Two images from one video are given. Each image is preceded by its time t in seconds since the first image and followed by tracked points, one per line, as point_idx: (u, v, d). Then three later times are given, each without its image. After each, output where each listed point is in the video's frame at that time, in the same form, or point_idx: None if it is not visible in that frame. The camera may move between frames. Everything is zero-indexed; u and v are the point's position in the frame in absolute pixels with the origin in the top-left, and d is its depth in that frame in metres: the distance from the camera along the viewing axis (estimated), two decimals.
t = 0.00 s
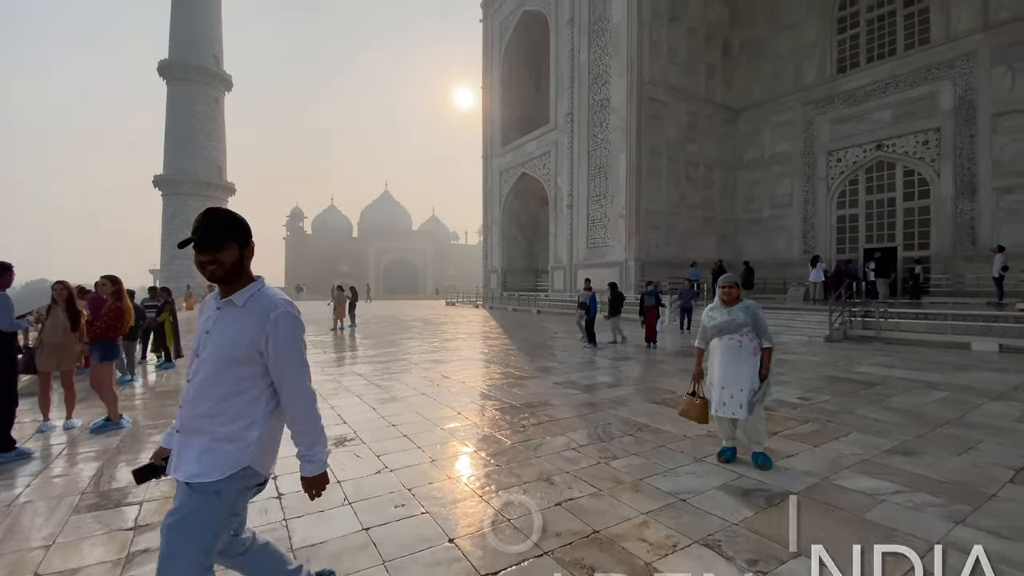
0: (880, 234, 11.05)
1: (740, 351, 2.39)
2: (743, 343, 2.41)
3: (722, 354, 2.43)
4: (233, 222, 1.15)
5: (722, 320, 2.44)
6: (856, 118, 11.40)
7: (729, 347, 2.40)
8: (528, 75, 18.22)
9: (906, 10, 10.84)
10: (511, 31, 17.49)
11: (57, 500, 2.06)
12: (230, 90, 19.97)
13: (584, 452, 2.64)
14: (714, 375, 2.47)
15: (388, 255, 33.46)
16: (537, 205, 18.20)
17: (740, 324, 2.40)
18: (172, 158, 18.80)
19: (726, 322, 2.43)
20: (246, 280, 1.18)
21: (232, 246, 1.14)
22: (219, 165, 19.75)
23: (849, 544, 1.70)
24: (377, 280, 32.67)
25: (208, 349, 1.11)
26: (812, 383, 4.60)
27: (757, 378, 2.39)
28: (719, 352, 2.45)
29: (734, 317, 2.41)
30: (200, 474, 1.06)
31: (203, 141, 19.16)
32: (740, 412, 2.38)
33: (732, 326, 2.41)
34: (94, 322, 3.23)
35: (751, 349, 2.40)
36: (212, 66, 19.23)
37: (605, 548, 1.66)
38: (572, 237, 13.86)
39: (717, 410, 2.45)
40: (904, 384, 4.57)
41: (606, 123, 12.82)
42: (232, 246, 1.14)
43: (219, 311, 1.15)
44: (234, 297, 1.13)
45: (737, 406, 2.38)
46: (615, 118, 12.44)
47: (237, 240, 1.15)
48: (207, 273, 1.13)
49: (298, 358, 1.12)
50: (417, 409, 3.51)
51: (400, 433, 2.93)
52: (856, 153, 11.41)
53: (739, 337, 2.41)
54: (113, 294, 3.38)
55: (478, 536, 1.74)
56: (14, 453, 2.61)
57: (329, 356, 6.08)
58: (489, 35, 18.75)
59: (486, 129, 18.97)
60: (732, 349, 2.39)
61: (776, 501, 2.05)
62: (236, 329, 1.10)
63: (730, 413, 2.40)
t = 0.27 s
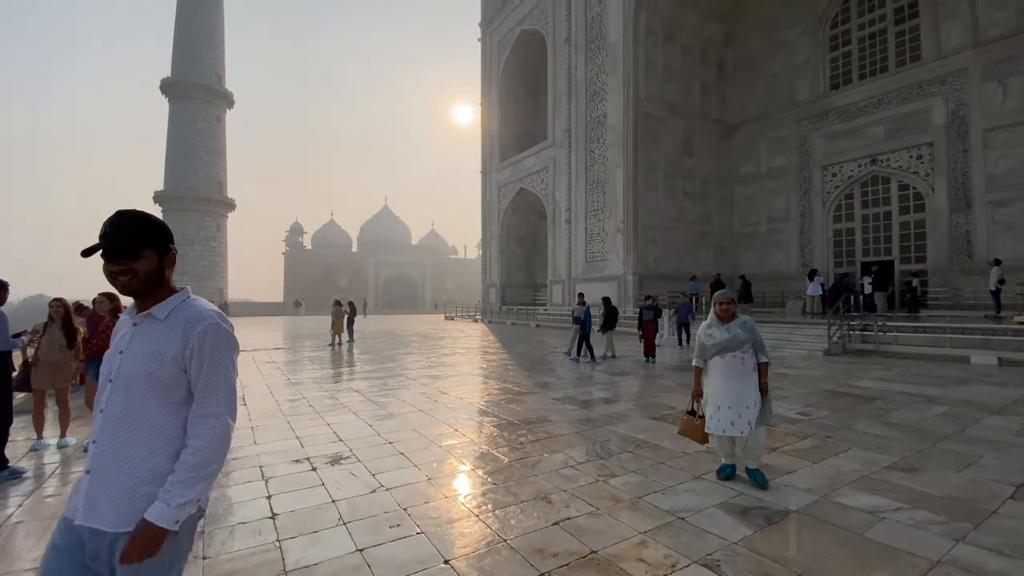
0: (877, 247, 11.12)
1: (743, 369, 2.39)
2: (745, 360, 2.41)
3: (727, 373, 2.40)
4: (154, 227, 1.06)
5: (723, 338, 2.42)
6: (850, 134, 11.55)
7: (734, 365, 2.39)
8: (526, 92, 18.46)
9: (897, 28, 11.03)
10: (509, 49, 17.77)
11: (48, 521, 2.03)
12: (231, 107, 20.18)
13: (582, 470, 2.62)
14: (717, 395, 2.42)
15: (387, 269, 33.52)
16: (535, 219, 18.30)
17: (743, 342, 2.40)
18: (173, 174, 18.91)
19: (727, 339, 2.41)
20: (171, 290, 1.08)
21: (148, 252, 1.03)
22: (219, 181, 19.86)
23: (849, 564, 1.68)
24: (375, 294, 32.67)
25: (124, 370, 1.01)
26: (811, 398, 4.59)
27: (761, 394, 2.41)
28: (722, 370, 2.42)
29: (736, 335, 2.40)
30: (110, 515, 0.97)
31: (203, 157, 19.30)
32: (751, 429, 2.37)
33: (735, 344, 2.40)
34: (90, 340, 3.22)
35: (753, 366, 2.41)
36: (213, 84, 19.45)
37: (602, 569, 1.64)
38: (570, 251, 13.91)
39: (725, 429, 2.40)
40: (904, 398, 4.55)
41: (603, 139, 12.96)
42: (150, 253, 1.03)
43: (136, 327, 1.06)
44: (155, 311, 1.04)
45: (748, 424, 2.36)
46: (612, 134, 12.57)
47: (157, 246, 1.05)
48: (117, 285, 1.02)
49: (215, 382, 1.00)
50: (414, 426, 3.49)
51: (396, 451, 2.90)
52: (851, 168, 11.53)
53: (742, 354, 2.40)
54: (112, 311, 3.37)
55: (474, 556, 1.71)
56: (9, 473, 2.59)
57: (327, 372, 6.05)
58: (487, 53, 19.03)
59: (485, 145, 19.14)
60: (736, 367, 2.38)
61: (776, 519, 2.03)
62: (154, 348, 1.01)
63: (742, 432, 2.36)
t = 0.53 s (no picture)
0: (874, 259, 11.15)
1: (745, 386, 2.33)
2: (747, 378, 2.35)
3: (727, 390, 2.33)
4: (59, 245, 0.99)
5: (726, 354, 2.35)
6: (846, 147, 11.66)
7: (736, 382, 2.32)
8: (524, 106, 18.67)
9: (889, 43, 11.19)
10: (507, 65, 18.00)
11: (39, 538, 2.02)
12: (233, 122, 20.38)
13: (580, 485, 2.60)
14: (717, 412, 2.35)
15: (387, 282, 33.55)
16: (534, 232, 18.38)
17: (745, 359, 2.34)
18: (174, 188, 19.03)
19: (729, 356, 2.35)
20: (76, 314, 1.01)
21: (44, 273, 0.96)
22: (220, 194, 19.98)
23: None
24: (375, 306, 32.66)
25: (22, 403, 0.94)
26: (811, 411, 4.57)
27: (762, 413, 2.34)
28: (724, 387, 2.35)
29: (738, 350, 2.34)
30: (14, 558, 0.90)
31: (204, 171, 19.43)
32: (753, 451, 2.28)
33: (737, 360, 2.34)
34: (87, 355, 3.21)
35: (754, 384, 2.35)
36: (215, 99, 19.66)
37: None
38: (569, 263, 13.95)
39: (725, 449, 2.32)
40: (904, 411, 4.53)
41: (601, 152, 13.07)
42: (49, 274, 0.97)
43: (39, 357, 0.99)
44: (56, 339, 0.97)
45: (750, 445, 2.27)
46: (610, 148, 12.68)
47: (57, 265, 0.98)
48: (7, 311, 0.94)
49: (124, 412, 0.95)
50: (411, 440, 3.47)
51: (392, 467, 2.88)
52: (847, 181, 11.62)
53: (744, 371, 2.34)
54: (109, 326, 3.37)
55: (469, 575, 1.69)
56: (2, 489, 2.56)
57: (324, 386, 6.02)
58: (486, 69, 19.28)
59: (484, 159, 19.30)
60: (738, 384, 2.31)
61: (775, 535, 2.01)
62: (56, 382, 0.94)
63: (744, 453, 2.27)
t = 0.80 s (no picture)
0: (871, 273, 11.20)
1: (742, 407, 2.26)
2: (744, 398, 2.29)
3: (722, 409, 2.28)
4: None
5: (724, 372, 2.32)
6: (840, 163, 11.79)
7: (732, 402, 2.27)
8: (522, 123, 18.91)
9: (881, 61, 11.38)
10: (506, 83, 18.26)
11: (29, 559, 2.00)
12: (235, 139, 20.59)
13: (575, 503, 2.59)
14: (712, 429, 2.32)
15: (386, 297, 33.57)
16: (533, 247, 18.47)
17: (744, 378, 2.28)
18: (175, 205, 19.15)
19: (728, 373, 2.30)
20: None
21: None
22: (220, 210, 20.10)
23: None
24: (375, 321, 32.62)
25: None
26: (809, 427, 4.55)
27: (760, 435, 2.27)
28: (720, 406, 2.31)
29: (738, 369, 2.30)
30: None
31: (205, 188, 19.57)
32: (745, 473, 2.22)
33: (736, 379, 2.29)
34: (83, 373, 3.21)
35: (753, 405, 2.28)
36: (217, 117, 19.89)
37: None
38: (568, 278, 13.99)
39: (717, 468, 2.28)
40: (902, 426, 4.51)
41: (598, 168, 13.19)
42: None
43: None
44: None
45: (742, 467, 2.21)
46: (607, 164, 12.82)
47: None
48: None
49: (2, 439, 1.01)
50: (406, 458, 3.45)
51: (387, 485, 2.87)
52: (843, 196, 11.72)
53: (742, 391, 2.28)
54: (106, 344, 3.40)
55: None
56: None
57: (321, 402, 6.00)
58: (485, 87, 19.56)
59: (483, 175, 19.47)
60: (733, 404, 2.27)
61: (771, 554, 1.99)
62: None
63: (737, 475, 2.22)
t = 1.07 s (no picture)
0: (869, 288, 11.24)
1: (729, 429, 2.13)
2: (732, 420, 2.15)
3: (708, 430, 2.17)
4: None
5: (711, 392, 2.21)
6: (836, 178, 11.90)
7: (716, 423, 2.16)
8: (521, 140, 19.12)
9: (874, 79, 11.57)
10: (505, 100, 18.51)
11: None
12: (236, 155, 20.78)
13: (571, 523, 2.57)
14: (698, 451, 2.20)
15: (386, 311, 33.55)
16: (532, 262, 18.54)
17: (731, 399, 2.17)
18: (176, 220, 19.24)
19: (715, 393, 2.20)
20: None
21: None
22: (221, 226, 20.19)
23: None
24: (374, 336, 32.55)
25: None
26: (808, 443, 4.52)
27: (749, 461, 2.12)
28: (705, 427, 2.20)
29: (725, 389, 2.18)
30: None
31: (206, 204, 19.70)
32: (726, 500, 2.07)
33: (722, 400, 2.18)
34: (80, 390, 3.21)
35: (741, 428, 2.15)
36: (219, 134, 20.11)
37: None
38: (567, 293, 14.02)
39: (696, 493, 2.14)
40: (901, 443, 4.50)
41: (596, 184, 13.31)
42: None
43: None
44: None
45: (723, 493, 2.07)
46: (605, 180, 12.93)
47: None
48: None
49: None
50: (402, 476, 3.43)
51: (382, 504, 2.85)
52: (839, 211, 11.81)
53: (728, 413, 2.16)
54: (104, 361, 3.38)
55: None
56: None
57: (318, 420, 5.97)
58: (484, 104, 19.82)
59: (482, 190, 19.61)
60: (719, 425, 2.15)
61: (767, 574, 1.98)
62: None
63: (717, 502, 2.08)
